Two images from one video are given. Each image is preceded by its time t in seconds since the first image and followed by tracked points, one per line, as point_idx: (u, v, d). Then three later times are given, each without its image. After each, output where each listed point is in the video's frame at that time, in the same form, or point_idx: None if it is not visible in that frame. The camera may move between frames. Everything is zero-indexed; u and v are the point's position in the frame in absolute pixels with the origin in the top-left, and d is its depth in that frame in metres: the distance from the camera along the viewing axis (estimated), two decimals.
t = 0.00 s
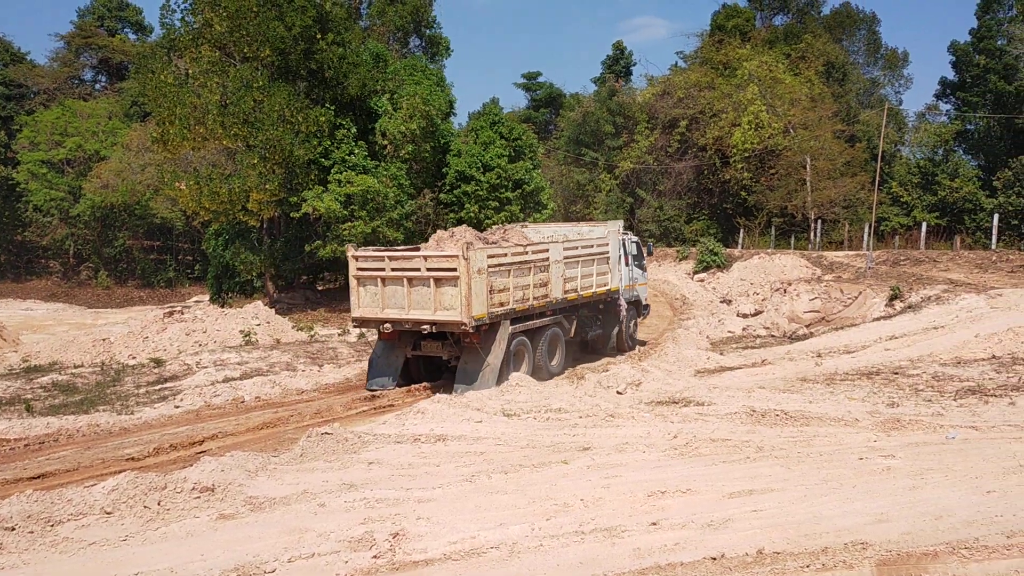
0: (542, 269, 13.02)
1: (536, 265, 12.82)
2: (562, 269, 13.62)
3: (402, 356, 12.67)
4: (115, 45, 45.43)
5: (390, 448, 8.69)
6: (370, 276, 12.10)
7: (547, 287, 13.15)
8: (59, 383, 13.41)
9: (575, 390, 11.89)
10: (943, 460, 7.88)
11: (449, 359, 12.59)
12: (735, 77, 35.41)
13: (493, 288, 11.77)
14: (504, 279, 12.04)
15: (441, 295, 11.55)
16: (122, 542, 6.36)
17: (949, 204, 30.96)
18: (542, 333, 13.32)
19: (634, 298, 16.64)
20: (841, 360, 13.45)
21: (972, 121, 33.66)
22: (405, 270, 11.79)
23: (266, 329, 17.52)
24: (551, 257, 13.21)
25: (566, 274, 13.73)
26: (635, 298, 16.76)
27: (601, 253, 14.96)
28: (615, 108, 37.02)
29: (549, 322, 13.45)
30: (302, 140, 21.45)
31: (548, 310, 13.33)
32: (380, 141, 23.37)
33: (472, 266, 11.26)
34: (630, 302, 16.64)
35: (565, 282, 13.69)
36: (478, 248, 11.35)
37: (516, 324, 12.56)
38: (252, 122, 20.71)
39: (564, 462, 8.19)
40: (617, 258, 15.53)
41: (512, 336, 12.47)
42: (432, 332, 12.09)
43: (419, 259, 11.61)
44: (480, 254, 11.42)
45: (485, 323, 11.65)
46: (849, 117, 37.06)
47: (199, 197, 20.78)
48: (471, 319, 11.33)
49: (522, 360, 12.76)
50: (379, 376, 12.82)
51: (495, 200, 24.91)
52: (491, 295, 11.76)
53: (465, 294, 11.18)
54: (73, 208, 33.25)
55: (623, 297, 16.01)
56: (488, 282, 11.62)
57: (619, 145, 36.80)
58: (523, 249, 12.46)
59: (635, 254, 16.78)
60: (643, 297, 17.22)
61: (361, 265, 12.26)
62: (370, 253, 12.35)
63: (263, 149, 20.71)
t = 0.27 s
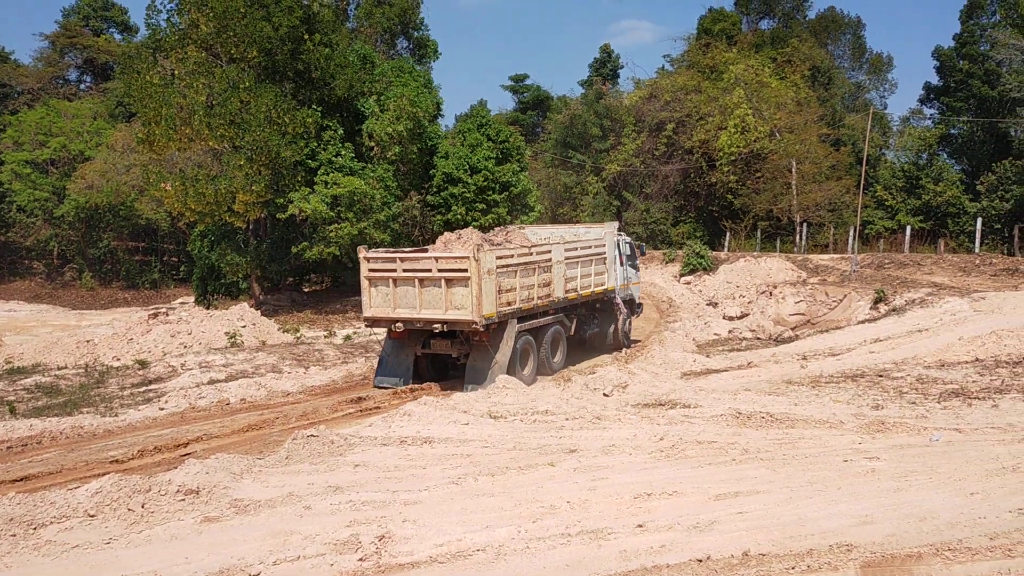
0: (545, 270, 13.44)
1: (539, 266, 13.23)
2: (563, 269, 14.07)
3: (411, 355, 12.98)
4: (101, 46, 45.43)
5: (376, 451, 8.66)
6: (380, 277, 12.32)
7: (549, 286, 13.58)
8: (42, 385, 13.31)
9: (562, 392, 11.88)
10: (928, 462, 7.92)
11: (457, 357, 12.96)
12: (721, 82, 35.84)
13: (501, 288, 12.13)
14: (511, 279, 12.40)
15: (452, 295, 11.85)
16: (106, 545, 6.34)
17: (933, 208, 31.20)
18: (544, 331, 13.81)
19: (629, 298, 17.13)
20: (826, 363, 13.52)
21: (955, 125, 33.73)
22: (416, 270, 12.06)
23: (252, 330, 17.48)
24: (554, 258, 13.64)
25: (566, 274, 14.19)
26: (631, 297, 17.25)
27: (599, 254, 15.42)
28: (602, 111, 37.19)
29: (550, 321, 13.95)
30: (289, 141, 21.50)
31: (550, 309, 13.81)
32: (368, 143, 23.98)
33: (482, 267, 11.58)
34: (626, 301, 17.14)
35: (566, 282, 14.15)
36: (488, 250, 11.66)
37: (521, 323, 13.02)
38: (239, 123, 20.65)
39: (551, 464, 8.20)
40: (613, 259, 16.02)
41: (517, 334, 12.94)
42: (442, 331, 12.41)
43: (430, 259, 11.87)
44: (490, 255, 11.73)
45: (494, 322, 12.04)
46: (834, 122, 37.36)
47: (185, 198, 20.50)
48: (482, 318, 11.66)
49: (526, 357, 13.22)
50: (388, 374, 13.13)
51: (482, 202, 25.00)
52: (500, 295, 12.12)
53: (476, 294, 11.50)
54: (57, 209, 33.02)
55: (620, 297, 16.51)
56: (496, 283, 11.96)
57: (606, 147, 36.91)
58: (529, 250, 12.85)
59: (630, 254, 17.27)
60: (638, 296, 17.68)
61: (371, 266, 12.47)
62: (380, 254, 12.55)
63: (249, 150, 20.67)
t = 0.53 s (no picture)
0: (551, 270, 13.90)
1: (545, 266, 13.70)
2: (567, 269, 14.53)
3: (421, 350, 13.44)
4: (89, 45, 45.12)
5: (364, 452, 8.65)
6: (394, 274, 12.80)
7: (555, 286, 14.04)
8: (29, 386, 13.24)
9: (551, 394, 11.88)
10: (915, 464, 7.95)
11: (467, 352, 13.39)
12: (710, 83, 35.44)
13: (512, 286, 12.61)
14: (520, 278, 12.88)
15: (464, 292, 12.36)
16: (92, 546, 6.32)
17: (919, 211, 31.39)
18: (549, 328, 14.24)
19: (628, 299, 17.54)
20: (814, 365, 13.57)
21: (942, 128, 33.88)
22: (429, 268, 12.55)
23: (240, 331, 17.43)
24: (558, 258, 14.11)
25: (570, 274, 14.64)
26: (629, 298, 17.69)
27: (600, 255, 15.89)
28: (592, 112, 37.99)
29: (556, 319, 14.38)
30: (277, 141, 21.43)
31: (555, 307, 14.25)
32: (357, 143, 23.90)
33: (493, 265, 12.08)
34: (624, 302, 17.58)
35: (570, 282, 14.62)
36: (498, 249, 12.16)
37: (528, 320, 13.44)
38: (228, 123, 20.54)
39: (540, 465, 8.21)
40: (613, 260, 16.48)
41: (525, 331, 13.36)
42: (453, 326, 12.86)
43: (443, 258, 12.36)
44: (499, 254, 12.22)
45: (505, 318, 12.51)
46: (822, 124, 37.71)
47: (173, 198, 20.39)
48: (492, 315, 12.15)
49: (533, 354, 13.65)
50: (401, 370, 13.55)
51: (472, 204, 25.06)
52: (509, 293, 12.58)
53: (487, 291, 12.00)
54: (44, 209, 32.81)
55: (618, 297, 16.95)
56: (506, 281, 12.44)
57: (595, 149, 37.68)
58: (536, 250, 13.33)
59: (629, 256, 17.72)
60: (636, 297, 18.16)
61: (386, 263, 12.96)
62: (394, 252, 13.03)
63: (238, 151, 20.63)
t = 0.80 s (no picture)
0: (557, 270, 14.34)
1: (552, 266, 14.13)
2: (571, 269, 14.98)
3: (432, 347, 13.94)
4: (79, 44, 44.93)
5: (355, 453, 8.64)
6: (408, 274, 13.21)
7: (560, 286, 14.48)
8: (18, 386, 13.16)
9: (542, 394, 11.88)
10: (903, 465, 8.00)
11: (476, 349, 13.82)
12: (702, 85, 35.33)
13: (522, 286, 13.02)
14: (529, 277, 13.29)
15: (476, 291, 12.75)
16: (81, 547, 6.30)
17: (909, 213, 31.52)
18: (556, 326, 14.62)
19: (625, 297, 18.08)
20: (804, 366, 13.62)
21: (932, 130, 33.87)
22: (442, 268, 12.94)
23: (231, 332, 17.40)
24: (564, 258, 14.54)
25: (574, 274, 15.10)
26: (626, 297, 18.23)
27: (600, 256, 16.38)
28: (584, 114, 37.03)
29: (562, 317, 14.76)
30: (268, 141, 21.42)
31: (561, 306, 14.66)
32: (348, 143, 23.97)
33: (506, 266, 12.47)
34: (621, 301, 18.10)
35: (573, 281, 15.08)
36: (510, 250, 12.55)
37: (536, 318, 13.83)
38: (218, 123, 20.51)
39: (531, 466, 8.22)
40: (613, 260, 16.99)
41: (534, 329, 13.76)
42: (464, 324, 13.28)
43: (456, 258, 12.75)
44: (511, 255, 12.61)
45: (514, 317, 12.92)
46: (812, 127, 37.91)
47: (163, 198, 20.31)
48: (504, 313, 12.56)
49: (541, 351, 14.02)
50: (413, 367, 14.16)
51: (463, 204, 25.08)
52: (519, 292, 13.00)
53: (499, 290, 12.40)
54: (33, 209, 32.63)
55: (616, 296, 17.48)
56: (517, 280, 12.86)
57: (586, 151, 36.82)
58: (544, 251, 13.74)
59: (626, 257, 18.27)
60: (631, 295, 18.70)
61: (399, 263, 13.37)
62: (407, 252, 13.43)
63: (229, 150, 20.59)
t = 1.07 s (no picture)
0: (565, 270, 14.75)
1: (560, 266, 14.52)
2: (577, 269, 15.39)
3: (442, 342, 14.31)
4: (70, 42, 44.79)
5: (347, 453, 8.63)
6: (422, 271, 13.52)
7: (567, 285, 14.89)
8: (8, 385, 13.09)
9: (534, 395, 11.88)
10: (894, 465, 8.03)
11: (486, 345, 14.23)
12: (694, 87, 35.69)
13: (532, 285, 13.40)
14: (539, 276, 13.67)
15: (490, 289, 13.10)
16: (72, 548, 6.28)
17: (900, 214, 31.62)
18: (563, 324, 15.07)
19: (624, 297, 18.52)
20: (796, 367, 13.65)
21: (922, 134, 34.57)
22: (456, 266, 13.27)
23: (222, 331, 17.36)
24: (571, 259, 14.94)
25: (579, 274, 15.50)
26: (625, 296, 18.65)
27: (603, 257, 16.80)
28: (576, 114, 36.78)
29: (569, 316, 15.22)
30: (260, 141, 21.36)
31: (567, 305, 15.10)
32: (341, 143, 24.13)
33: (520, 266, 12.83)
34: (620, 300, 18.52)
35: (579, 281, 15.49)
36: (524, 251, 12.90)
37: (545, 316, 14.27)
38: (210, 122, 20.46)
39: (523, 466, 8.22)
40: (615, 261, 17.43)
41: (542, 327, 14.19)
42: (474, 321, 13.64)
43: (471, 257, 13.09)
44: (525, 256, 12.97)
45: (526, 315, 13.34)
46: (804, 128, 38.11)
47: (154, 197, 20.23)
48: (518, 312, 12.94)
49: (548, 348, 14.47)
50: (423, 360, 14.50)
51: (456, 205, 24.95)
52: (530, 291, 13.37)
53: (513, 290, 12.77)
54: (24, 208, 32.52)
55: (616, 295, 17.92)
56: (529, 280, 13.22)
57: (578, 151, 36.67)
58: (554, 251, 14.12)
59: (626, 257, 18.72)
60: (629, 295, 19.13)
61: (414, 260, 13.68)
62: (421, 249, 13.72)
63: (221, 150, 20.53)
